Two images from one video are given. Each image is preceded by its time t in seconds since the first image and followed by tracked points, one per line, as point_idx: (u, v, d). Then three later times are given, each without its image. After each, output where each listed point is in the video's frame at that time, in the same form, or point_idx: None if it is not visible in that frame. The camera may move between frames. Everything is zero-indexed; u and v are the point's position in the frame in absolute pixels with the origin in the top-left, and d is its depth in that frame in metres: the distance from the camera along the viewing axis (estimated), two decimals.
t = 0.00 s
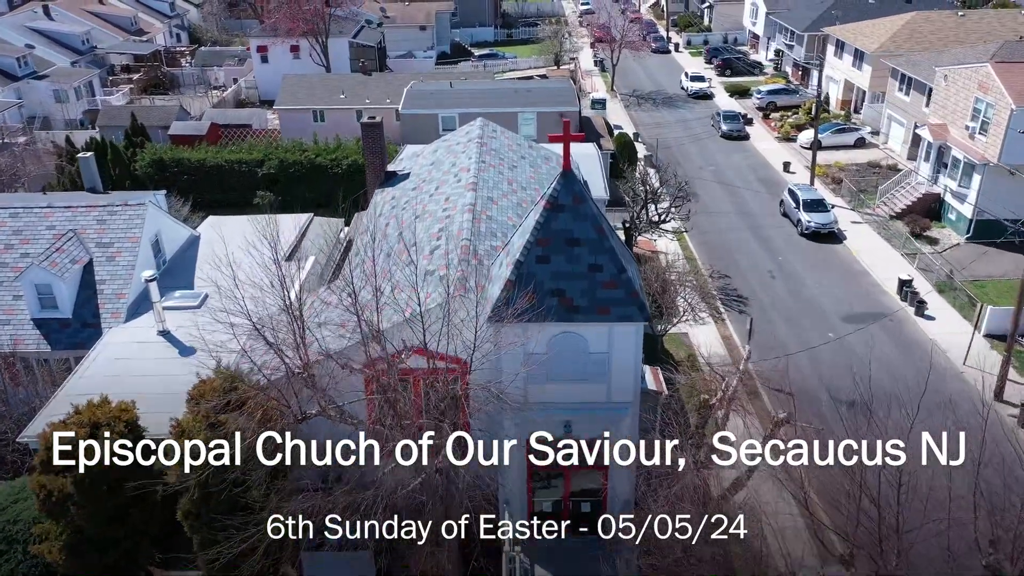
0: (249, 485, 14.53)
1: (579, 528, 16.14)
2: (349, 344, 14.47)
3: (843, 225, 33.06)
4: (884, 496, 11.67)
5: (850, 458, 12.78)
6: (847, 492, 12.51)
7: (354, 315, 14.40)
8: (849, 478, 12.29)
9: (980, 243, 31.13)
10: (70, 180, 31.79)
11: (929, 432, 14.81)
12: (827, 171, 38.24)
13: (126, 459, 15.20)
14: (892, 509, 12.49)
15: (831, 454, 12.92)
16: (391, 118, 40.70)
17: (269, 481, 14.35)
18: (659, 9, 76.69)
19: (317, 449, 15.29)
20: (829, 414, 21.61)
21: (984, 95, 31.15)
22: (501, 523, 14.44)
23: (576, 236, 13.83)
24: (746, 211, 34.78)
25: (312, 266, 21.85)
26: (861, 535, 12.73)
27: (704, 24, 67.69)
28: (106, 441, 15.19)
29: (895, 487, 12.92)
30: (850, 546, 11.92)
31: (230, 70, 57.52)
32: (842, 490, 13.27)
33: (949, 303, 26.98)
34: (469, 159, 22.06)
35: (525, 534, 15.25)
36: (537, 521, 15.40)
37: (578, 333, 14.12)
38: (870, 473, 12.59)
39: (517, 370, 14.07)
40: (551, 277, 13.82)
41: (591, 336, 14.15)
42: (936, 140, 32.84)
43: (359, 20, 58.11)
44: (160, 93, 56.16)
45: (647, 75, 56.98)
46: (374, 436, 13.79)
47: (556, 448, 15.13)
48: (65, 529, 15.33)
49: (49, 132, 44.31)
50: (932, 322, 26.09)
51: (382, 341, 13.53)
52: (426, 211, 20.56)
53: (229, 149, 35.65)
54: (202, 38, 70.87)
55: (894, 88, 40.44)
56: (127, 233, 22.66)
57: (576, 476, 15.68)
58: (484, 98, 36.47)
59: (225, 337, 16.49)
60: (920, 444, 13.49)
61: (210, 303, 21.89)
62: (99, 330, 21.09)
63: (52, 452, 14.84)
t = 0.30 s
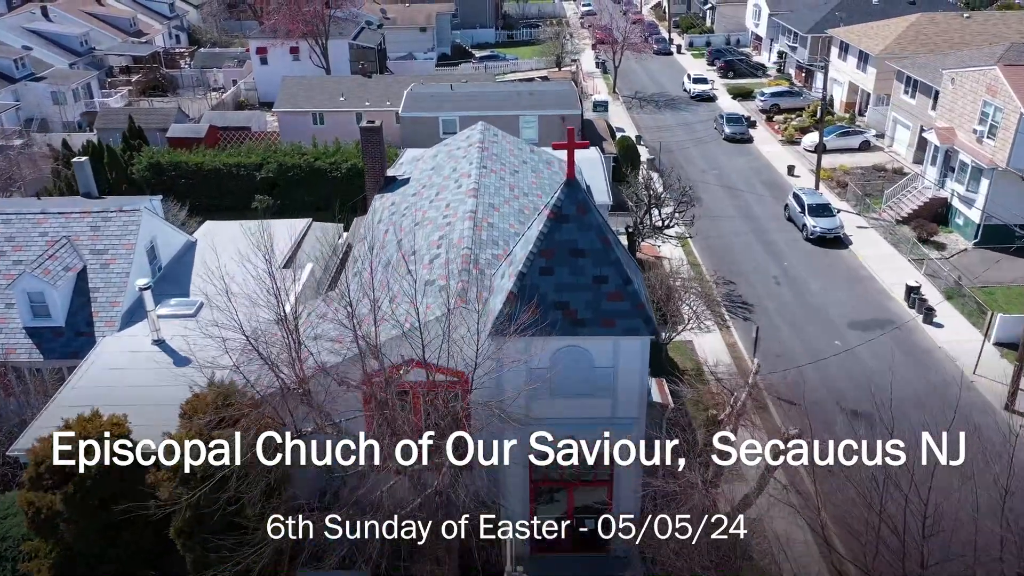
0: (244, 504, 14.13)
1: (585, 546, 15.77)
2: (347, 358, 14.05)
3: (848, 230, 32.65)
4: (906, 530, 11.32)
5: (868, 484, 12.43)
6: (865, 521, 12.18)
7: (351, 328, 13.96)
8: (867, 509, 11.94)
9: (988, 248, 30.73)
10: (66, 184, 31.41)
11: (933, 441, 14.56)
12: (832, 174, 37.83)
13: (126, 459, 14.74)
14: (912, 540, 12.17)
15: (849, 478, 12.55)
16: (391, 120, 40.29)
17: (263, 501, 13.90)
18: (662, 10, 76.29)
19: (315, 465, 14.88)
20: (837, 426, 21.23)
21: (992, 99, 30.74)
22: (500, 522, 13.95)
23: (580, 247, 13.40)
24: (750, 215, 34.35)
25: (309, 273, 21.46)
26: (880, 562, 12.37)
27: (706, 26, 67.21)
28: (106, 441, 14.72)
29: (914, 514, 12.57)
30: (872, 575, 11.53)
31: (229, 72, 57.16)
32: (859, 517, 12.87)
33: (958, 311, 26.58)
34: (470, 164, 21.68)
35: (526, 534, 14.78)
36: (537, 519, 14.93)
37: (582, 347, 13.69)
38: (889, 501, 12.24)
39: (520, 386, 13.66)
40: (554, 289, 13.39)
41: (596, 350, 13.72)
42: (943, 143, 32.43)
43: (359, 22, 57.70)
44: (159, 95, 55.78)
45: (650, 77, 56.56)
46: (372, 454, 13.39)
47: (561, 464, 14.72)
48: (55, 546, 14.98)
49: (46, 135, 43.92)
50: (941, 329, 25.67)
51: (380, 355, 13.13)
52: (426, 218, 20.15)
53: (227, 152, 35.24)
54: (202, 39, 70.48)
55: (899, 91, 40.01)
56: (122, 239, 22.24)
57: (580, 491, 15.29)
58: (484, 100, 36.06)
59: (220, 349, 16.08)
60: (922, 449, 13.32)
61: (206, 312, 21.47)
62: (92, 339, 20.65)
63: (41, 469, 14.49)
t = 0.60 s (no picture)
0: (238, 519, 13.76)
1: (588, 562, 15.43)
2: (344, 370, 13.66)
3: (854, 235, 32.27)
4: (931, 563, 10.97)
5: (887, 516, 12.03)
6: (884, 551, 11.80)
7: (348, 340, 13.57)
8: (888, 538, 11.59)
9: (995, 253, 30.36)
10: (62, 188, 31.02)
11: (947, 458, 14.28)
12: (837, 178, 37.44)
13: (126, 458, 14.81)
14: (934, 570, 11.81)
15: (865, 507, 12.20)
16: (391, 123, 39.89)
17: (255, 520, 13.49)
18: (663, 11, 75.92)
19: (314, 481, 14.45)
20: (846, 437, 20.83)
21: (1000, 102, 30.35)
22: (501, 523, 14.05)
23: (585, 257, 13.01)
24: (755, 219, 33.96)
25: (307, 280, 21.05)
26: None
27: (708, 27, 66.76)
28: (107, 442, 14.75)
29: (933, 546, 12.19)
30: None
31: (228, 74, 56.79)
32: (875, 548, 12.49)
33: (967, 318, 26.25)
34: (471, 169, 21.31)
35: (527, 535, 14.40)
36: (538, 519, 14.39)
37: (585, 360, 13.29)
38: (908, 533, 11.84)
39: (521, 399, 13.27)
40: (559, 301, 13.00)
41: (601, 364, 13.32)
42: (950, 147, 32.02)
43: (359, 23, 57.30)
44: (157, 97, 55.41)
45: (652, 78, 56.18)
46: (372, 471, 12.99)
47: (565, 480, 14.31)
48: (47, 562, 14.64)
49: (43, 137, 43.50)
50: (949, 336, 25.26)
51: (378, 369, 12.74)
52: (427, 223, 19.77)
53: (225, 155, 34.85)
54: (201, 40, 70.13)
55: (904, 94, 39.59)
56: (116, 246, 21.85)
57: (584, 507, 14.88)
58: (485, 103, 35.68)
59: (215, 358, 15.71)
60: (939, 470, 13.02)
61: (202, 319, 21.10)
62: (86, 348, 20.26)
63: (32, 484, 14.17)
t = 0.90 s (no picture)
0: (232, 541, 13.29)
1: None
2: (341, 387, 13.24)
3: (860, 239, 31.85)
4: None
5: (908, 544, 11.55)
6: None
7: (344, 355, 13.14)
8: None
9: (1004, 259, 29.93)
10: (58, 192, 30.58)
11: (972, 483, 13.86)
12: (842, 182, 37.00)
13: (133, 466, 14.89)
14: None
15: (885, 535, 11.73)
16: (392, 126, 39.45)
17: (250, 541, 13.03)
18: (665, 12, 75.51)
19: (313, 503, 13.93)
20: (855, 449, 20.38)
21: (1009, 106, 29.91)
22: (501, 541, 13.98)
23: (590, 271, 12.58)
24: (760, 224, 33.52)
25: (305, 288, 20.64)
26: None
27: (711, 29, 66.34)
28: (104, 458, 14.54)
29: None
30: None
31: (228, 75, 56.37)
32: None
33: (976, 325, 25.84)
34: (472, 176, 20.90)
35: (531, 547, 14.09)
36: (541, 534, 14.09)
37: (590, 377, 12.85)
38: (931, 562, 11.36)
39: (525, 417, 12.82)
40: (563, 316, 12.58)
41: (606, 381, 12.87)
42: (958, 151, 31.60)
43: (359, 25, 56.89)
44: (156, 99, 54.99)
45: (654, 81, 55.73)
46: (370, 491, 12.54)
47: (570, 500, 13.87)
48: None
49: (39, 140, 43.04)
50: (959, 345, 24.82)
51: (376, 386, 12.33)
52: (427, 231, 19.33)
53: (224, 159, 34.44)
54: (200, 42, 69.70)
55: (910, 96, 39.19)
56: (110, 253, 21.39)
57: (587, 526, 14.45)
58: (486, 107, 35.24)
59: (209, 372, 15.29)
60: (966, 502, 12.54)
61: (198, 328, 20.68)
62: (79, 358, 19.82)
63: (20, 501, 13.65)
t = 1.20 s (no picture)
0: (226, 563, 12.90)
1: None
2: (335, 402, 12.83)
3: (865, 244, 31.47)
4: None
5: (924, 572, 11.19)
6: None
7: (339, 370, 12.74)
8: None
9: (1012, 265, 29.56)
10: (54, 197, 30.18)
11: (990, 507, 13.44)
12: (847, 186, 36.60)
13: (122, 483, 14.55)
14: None
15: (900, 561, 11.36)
16: (391, 128, 39.06)
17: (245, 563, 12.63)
18: (666, 14, 75.15)
19: (310, 522, 13.56)
20: (864, 462, 20.00)
21: (1017, 110, 29.52)
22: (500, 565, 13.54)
23: (595, 284, 12.19)
24: (763, 229, 33.13)
25: (303, 296, 20.29)
26: None
27: (713, 30, 66.00)
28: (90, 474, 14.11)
29: None
30: None
31: (227, 77, 56.00)
32: None
33: (985, 332, 25.48)
34: (472, 182, 20.56)
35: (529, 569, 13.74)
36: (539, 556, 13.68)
37: (595, 394, 12.44)
38: None
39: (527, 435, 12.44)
40: (567, 330, 12.19)
41: (612, 398, 12.47)
42: (966, 155, 31.21)
43: (359, 26, 56.51)
44: (155, 101, 54.61)
45: (656, 82, 55.33)
46: (367, 513, 12.16)
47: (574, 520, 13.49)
48: None
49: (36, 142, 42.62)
50: (968, 353, 24.40)
51: (373, 403, 11.92)
52: (426, 238, 18.94)
53: (221, 163, 34.04)
54: (199, 43, 69.33)
55: (915, 99, 38.83)
56: (104, 260, 21.00)
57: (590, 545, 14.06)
58: (487, 110, 34.85)
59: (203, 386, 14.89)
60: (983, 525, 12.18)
61: (193, 337, 20.29)
62: (72, 367, 19.42)
63: (6, 521, 13.11)
